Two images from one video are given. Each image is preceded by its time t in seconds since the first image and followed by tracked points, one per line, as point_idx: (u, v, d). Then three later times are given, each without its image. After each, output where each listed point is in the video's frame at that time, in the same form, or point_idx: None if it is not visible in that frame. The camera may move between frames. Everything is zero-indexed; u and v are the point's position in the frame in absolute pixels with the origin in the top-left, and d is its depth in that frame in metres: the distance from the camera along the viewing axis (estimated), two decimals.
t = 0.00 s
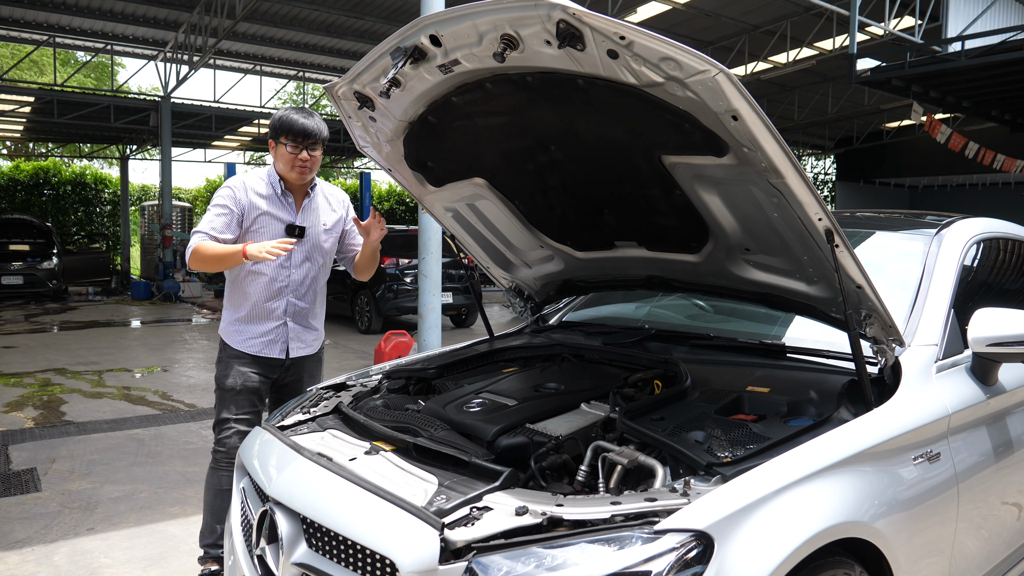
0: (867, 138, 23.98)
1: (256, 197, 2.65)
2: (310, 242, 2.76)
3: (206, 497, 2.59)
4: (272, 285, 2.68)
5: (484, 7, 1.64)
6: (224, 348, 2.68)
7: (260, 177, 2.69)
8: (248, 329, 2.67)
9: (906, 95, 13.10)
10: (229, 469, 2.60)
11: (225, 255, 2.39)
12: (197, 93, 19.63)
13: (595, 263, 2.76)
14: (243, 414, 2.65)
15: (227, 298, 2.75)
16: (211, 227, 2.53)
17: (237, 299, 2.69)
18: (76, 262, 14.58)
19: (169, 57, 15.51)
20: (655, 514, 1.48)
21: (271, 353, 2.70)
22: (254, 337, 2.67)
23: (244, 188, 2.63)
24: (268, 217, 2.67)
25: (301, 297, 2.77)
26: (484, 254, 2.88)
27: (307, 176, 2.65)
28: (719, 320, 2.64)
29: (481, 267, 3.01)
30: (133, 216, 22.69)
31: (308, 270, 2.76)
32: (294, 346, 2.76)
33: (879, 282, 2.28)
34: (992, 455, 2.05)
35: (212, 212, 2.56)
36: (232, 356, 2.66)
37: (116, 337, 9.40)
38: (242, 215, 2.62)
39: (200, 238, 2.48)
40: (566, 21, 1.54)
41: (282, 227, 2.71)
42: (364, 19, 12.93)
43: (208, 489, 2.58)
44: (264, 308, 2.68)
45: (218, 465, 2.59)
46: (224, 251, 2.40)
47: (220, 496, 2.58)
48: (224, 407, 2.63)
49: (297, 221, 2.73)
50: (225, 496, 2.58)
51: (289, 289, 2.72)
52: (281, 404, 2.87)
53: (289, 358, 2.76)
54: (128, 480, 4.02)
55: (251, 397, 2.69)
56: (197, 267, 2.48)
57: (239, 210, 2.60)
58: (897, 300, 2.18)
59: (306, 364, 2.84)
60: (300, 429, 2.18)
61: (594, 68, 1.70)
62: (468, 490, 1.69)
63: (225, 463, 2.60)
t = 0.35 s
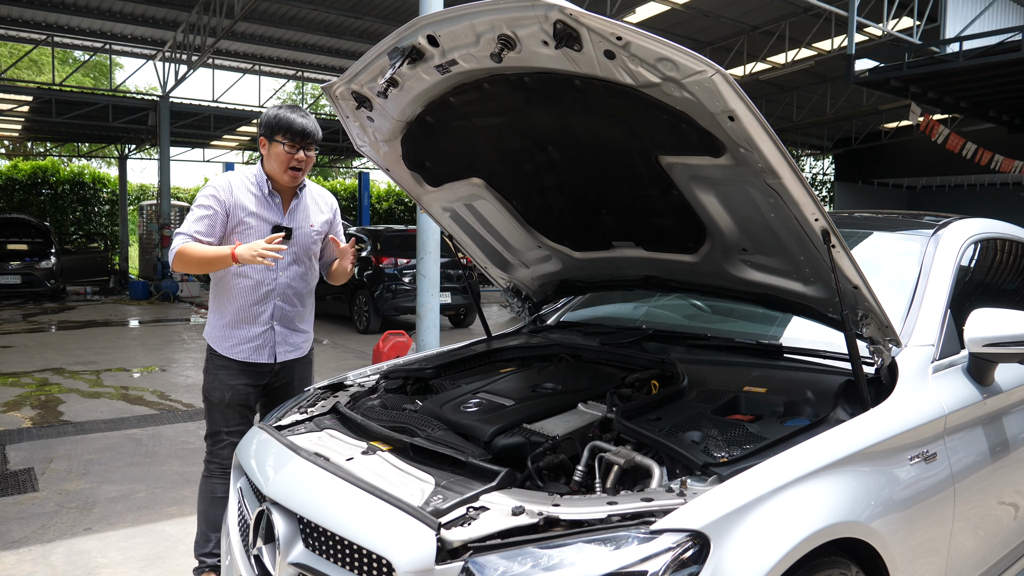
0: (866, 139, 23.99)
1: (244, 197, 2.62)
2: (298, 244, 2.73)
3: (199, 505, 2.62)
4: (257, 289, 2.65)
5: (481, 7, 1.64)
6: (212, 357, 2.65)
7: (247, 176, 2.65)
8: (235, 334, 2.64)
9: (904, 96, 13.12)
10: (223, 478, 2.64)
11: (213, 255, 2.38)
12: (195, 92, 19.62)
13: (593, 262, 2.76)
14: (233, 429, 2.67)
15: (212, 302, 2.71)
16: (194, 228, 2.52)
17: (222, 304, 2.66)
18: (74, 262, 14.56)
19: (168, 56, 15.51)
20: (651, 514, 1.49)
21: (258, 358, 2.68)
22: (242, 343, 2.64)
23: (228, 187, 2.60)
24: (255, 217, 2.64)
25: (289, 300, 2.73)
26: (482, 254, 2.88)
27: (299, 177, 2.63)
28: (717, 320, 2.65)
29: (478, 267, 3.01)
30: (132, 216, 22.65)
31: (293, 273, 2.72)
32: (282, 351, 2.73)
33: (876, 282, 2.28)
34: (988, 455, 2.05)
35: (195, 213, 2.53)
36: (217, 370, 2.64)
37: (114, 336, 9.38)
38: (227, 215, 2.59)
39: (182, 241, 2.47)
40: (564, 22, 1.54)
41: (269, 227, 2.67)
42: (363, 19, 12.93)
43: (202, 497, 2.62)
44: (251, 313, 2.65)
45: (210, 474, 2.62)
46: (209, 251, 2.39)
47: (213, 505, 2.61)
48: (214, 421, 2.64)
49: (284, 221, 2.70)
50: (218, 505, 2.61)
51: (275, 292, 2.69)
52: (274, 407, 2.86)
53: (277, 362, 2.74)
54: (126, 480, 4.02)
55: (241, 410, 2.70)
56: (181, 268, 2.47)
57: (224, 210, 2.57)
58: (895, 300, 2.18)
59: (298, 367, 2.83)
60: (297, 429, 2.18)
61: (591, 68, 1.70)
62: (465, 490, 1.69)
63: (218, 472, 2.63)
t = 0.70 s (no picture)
0: (864, 139, 24.03)
1: (213, 202, 2.45)
2: (271, 247, 2.60)
3: (192, 517, 2.54)
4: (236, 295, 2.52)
5: (479, 8, 1.64)
6: (187, 371, 2.52)
7: (215, 177, 2.48)
8: (213, 345, 2.51)
9: (902, 96, 13.14)
10: (213, 489, 2.55)
11: (196, 288, 2.27)
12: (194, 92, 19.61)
13: (591, 263, 2.77)
14: (216, 446, 2.54)
15: (181, 313, 2.55)
16: (161, 241, 2.35)
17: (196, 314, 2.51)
18: (72, 262, 14.54)
19: (166, 56, 15.52)
20: (649, 514, 1.49)
21: (238, 367, 2.55)
22: (221, 353, 2.51)
23: (197, 193, 2.42)
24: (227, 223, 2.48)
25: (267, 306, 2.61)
26: (480, 254, 2.89)
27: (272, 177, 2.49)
28: (716, 321, 2.65)
29: (477, 267, 3.01)
30: (130, 216, 22.64)
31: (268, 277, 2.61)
32: (264, 358, 2.61)
33: (874, 282, 2.29)
34: (985, 455, 2.06)
35: (163, 223, 2.36)
36: (193, 384, 2.50)
37: (113, 337, 9.37)
38: (198, 223, 2.42)
39: (153, 261, 2.32)
40: (561, 23, 1.54)
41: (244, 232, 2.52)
42: (362, 19, 12.93)
43: (192, 509, 2.53)
44: (230, 320, 2.51)
45: (198, 486, 2.53)
46: (192, 281, 2.28)
47: (206, 516, 2.52)
48: (196, 435, 2.52)
49: (257, 224, 2.56)
50: (210, 516, 2.53)
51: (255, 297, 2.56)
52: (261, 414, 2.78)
53: (257, 369, 2.61)
54: (124, 480, 4.02)
55: (224, 423, 2.56)
56: (152, 286, 2.32)
57: (194, 217, 2.40)
58: (892, 300, 2.18)
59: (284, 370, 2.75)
60: (296, 429, 2.18)
61: (589, 69, 1.70)
62: (463, 490, 1.69)
63: (206, 484, 2.54)
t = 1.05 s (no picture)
0: (863, 140, 24.05)
1: (188, 198, 2.35)
2: (247, 245, 2.54)
3: (182, 522, 2.52)
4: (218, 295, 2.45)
5: (478, 8, 1.65)
6: (166, 382, 2.43)
7: (189, 173, 2.38)
8: (194, 348, 2.43)
9: (900, 97, 13.14)
10: (202, 494, 2.53)
11: (170, 290, 2.16)
12: (193, 91, 19.60)
13: (590, 263, 2.77)
14: (203, 454, 2.50)
15: (155, 316, 2.44)
16: (134, 236, 2.22)
17: (173, 318, 2.41)
18: (71, 262, 14.53)
19: (164, 55, 15.50)
20: (647, 513, 1.49)
21: (225, 369, 2.49)
22: (204, 357, 2.44)
23: (173, 189, 2.32)
24: (203, 220, 2.39)
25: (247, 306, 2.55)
26: (479, 254, 2.88)
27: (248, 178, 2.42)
28: (715, 321, 2.65)
29: (476, 268, 3.01)
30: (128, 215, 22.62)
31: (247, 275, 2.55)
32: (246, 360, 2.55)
33: (872, 282, 2.29)
34: (983, 456, 2.06)
35: (135, 218, 2.23)
36: (175, 393, 2.43)
37: (111, 336, 9.36)
38: (173, 219, 2.32)
39: (122, 257, 2.18)
40: (560, 23, 1.54)
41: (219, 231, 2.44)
42: (361, 19, 12.92)
43: (182, 516, 2.51)
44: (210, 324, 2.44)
45: (186, 493, 2.50)
46: (167, 282, 2.17)
47: (197, 521, 2.51)
48: (181, 444, 2.45)
49: (233, 222, 2.49)
50: (201, 522, 2.52)
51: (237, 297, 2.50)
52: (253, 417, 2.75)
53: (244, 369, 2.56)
54: (124, 479, 4.02)
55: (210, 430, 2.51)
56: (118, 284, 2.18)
57: (170, 214, 2.30)
58: (890, 300, 2.19)
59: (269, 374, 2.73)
60: (295, 429, 2.18)
61: (588, 69, 1.70)
62: (461, 490, 1.69)
63: (193, 490, 2.51)
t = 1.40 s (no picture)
0: (861, 140, 24.08)
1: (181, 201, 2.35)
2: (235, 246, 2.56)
3: (176, 526, 2.52)
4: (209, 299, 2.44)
5: (473, 9, 1.65)
6: (157, 387, 2.42)
7: (179, 175, 2.37)
8: (186, 352, 2.42)
9: (898, 97, 13.14)
10: (196, 497, 2.53)
11: (177, 290, 2.09)
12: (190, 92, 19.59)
13: (587, 263, 2.77)
14: (196, 457, 2.49)
15: (143, 320, 2.41)
16: (136, 241, 2.19)
17: (162, 322, 2.39)
18: (68, 262, 14.52)
19: (162, 55, 15.50)
20: (644, 513, 1.49)
21: (214, 373, 2.50)
22: (196, 361, 2.44)
23: (167, 191, 2.30)
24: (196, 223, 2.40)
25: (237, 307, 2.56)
26: (477, 254, 2.88)
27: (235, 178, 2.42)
28: (711, 321, 2.65)
29: (473, 268, 3.01)
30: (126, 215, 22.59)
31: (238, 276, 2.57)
32: (236, 361, 2.57)
33: (869, 282, 2.30)
34: (980, 455, 2.07)
35: (134, 223, 2.21)
36: (166, 398, 2.42)
37: (109, 337, 9.35)
38: (169, 221, 2.30)
39: (127, 262, 2.13)
40: (557, 23, 1.54)
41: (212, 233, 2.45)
42: (359, 18, 12.92)
43: (176, 519, 2.50)
44: (202, 327, 2.45)
45: (179, 497, 2.50)
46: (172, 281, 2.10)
47: (192, 524, 2.51)
48: (173, 448, 2.45)
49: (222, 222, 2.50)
50: (195, 524, 2.52)
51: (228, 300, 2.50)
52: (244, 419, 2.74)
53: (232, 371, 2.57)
54: (121, 480, 4.02)
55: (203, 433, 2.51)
56: (122, 292, 2.13)
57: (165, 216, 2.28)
58: (887, 300, 2.19)
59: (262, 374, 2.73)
60: (292, 429, 2.18)
61: (584, 70, 1.70)
62: (458, 490, 1.70)
63: (187, 494, 2.51)
